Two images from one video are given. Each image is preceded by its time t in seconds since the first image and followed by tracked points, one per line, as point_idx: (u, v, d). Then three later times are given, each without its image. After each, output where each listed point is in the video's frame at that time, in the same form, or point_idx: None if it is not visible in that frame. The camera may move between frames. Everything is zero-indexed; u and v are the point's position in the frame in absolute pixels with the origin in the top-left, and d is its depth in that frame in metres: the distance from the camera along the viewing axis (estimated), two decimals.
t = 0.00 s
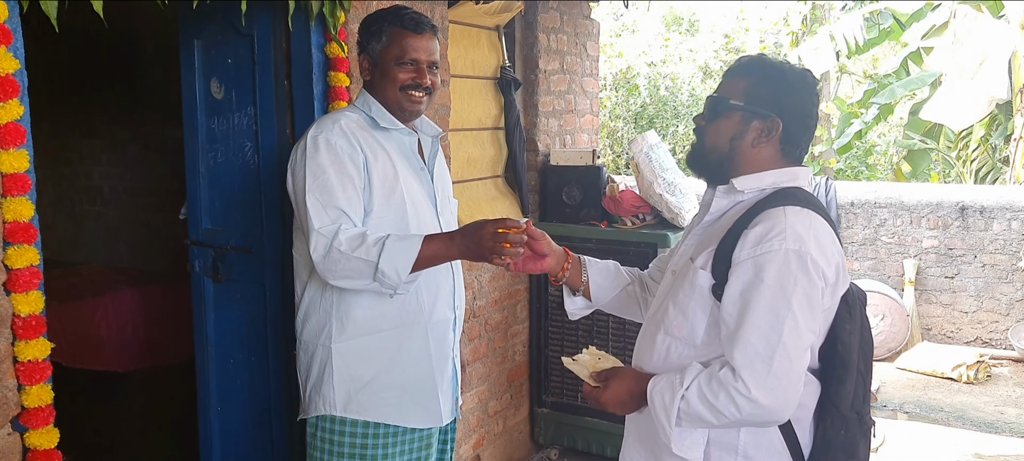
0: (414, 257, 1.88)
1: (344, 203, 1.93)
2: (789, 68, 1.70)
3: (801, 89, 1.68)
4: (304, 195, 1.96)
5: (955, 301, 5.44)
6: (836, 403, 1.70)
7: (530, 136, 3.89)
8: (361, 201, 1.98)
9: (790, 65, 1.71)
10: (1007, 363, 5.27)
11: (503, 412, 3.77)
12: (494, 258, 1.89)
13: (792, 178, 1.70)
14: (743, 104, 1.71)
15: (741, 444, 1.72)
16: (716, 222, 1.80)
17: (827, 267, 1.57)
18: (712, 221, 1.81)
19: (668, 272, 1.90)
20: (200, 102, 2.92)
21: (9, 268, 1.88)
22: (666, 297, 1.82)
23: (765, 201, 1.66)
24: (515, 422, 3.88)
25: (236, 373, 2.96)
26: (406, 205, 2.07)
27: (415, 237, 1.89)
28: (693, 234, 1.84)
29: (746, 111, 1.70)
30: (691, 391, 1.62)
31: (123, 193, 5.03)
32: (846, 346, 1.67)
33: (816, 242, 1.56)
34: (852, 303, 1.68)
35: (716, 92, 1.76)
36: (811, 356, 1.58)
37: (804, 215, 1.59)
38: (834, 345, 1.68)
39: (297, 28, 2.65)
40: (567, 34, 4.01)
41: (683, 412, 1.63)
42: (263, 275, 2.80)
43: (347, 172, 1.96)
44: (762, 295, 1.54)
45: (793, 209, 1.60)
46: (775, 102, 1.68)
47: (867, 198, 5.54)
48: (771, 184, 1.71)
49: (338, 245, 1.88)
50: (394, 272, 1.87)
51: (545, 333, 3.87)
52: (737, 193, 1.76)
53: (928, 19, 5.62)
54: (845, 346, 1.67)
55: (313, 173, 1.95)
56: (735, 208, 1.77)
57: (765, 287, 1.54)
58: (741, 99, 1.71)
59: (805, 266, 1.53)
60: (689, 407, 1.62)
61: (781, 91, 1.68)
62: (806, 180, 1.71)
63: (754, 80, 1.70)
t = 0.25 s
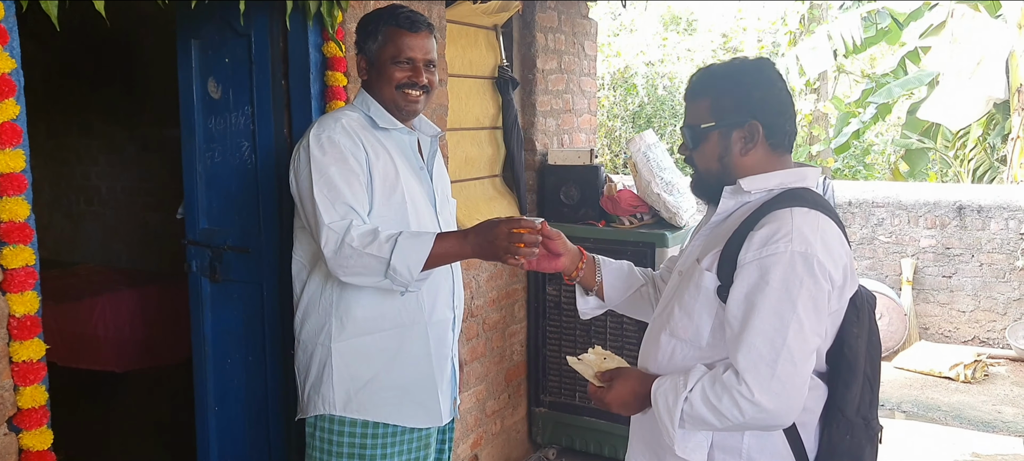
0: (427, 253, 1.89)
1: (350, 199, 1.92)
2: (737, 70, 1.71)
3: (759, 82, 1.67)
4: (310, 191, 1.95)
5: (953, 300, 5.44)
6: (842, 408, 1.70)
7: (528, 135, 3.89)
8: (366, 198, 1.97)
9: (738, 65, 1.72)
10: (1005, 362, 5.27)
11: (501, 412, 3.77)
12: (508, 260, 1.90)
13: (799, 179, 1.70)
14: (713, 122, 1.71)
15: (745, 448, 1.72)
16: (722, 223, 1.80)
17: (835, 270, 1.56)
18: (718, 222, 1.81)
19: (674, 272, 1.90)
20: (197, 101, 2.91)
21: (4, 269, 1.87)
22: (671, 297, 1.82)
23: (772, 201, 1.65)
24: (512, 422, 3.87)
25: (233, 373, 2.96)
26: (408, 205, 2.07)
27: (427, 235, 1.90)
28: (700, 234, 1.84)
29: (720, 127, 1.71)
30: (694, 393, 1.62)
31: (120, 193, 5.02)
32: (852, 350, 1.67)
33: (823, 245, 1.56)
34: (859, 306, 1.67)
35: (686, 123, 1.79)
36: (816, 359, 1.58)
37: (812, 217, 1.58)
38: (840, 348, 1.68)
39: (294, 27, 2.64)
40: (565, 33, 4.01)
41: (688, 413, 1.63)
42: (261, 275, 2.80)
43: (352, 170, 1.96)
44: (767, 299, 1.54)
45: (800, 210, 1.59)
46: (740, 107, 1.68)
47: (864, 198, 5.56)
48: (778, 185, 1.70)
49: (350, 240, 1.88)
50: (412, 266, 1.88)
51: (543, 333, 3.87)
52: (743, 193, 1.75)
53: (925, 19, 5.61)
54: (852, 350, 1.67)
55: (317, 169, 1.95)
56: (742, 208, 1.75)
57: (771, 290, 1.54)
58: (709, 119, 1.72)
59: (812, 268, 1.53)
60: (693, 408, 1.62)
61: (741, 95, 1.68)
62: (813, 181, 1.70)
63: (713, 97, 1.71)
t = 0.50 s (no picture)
0: (437, 253, 1.88)
1: (354, 197, 1.92)
2: (728, 70, 1.72)
3: (752, 78, 1.68)
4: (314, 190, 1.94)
5: (949, 299, 5.44)
6: (847, 415, 1.69)
7: (525, 134, 3.88)
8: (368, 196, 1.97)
9: (728, 65, 1.73)
10: (1001, 361, 5.28)
11: (498, 411, 3.76)
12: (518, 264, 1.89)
13: (802, 179, 1.70)
14: (710, 125, 1.72)
15: (746, 454, 1.72)
16: (724, 224, 1.79)
17: (835, 273, 1.55)
18: (721, 223, 1.80)
19: (679, 275, 1.91)
20: (192, 100, 2.90)
21: None
22: (674, 299, 1.83)
23: (774, 203, 1.64)
24: (509, 420, 3.87)
25: (229, 373, 2.95)
26: (406, 205, 2.07)
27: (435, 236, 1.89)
28: (705, 234, 1.84)
29: (716, 130, 1.72)
30: (693, 400, 1.64)
31: (116, 192, 5.01)
32: (857, 356, 1.66)
33: (824, 247, 1.55)
34: (865, 310, 1.66)
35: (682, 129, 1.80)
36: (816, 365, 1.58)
37: (814, 218, 1.58)
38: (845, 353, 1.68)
39: (290, 26, 2.64)
40: (562, 32, 4.00)
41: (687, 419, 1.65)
42: (258, 274, 2.79)
43: (354, 169, 1.95)
44: (766, 304, 1.54)
45: (801, 212, 1.59)
46: (734, 107, 1.69)
47: (861, 197, 5.56)
48: (780, 186, 1.70)
49: (358, 238, 1.87)
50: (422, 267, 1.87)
51: (540, 332, 3.87)
52: (744, 195, 1.74)
53: (922, 18, 5.69)
54: (857, 355, 1.66)
55: (320, 168, 1.94)
56: (743, 210, 1.75)
57: (770, 294, 1.53)
58: (706, 122, 1.73)
59: (811, 272, 1.52)
60: (692, 415, 1.64)
61: (734, 94, 1.69)
62: (816, 180, 1.70)
63: (706, 101, 1.73)
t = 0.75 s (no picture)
0: (415, 272, 1.87)
1: (345, 199, 1.91)
2: (736, 64, 1.71)
3: (759, 71, 1.67)
4: (304, 192, 1.94)
5: (946, 296, 5.44)
6: (855, 422, 1.68)
7: (522, 131, 3.87)
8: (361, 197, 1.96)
9: (738, 58, 1.72)
10: (998, 357, 5.28)
11: (495, 408, 3.76)
12: (493, 292, 1.83)
13: (812, 176, 1.67)
14: (717, 121, 1.72)
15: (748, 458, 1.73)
16: (733, 222, 1.80)
17: (837, 275, 1.53)
18: (728, 222, 1.82)
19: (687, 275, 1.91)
20: (188, 97, 2.89)
21: None
22: (679, 301, 1.85)
23: (780, 201, 1.64)
24: (506, 418, 3.86)
25: (225, 370, 2.94)
26: (406, 203, 2.05)
27: (416, 256, 1.88)
28: (714, 233, 1.85)
29: (724, 126, 1.71)
30: (690, 403, 1.64)
31: (112, 189, 5.00)
32: (867, 361, 1.65)
33: (827, 247, 1.53)
34: (877, 314, 1.64)
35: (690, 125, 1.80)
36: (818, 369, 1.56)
37: (818, 217, 1.57)
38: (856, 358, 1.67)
39: (286, 22, 2.63)
40: (559, 29, 3.99)
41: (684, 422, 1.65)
42: (254, 272, 2.78)
43: (348, 169, 1.94)
44: (763, 306, 1.53)
45: (805, 211, 1.58)
46: (742, 102, 1.68)
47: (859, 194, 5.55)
48: (788, 183, 1.68)
49: (341, 248, 1.86)
50: (399, 287, 1.87)
51: (537, 329, 3.87)
52: (750, 192, 1.75)
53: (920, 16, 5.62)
54: (867, 360, 1.65)
55: (314, 170, 1.94)
56: (750, 209, 1.75)
57: (768, 295, 1.53)
58: (713, 118, 1.73)
59: (811, 273, 1.51)
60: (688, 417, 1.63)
61: (741, 90, 1.68)
62: (826, 178, 1.67)
63: (713, 96, 1.73)
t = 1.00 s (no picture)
0: (378, 310, 1.90)
1: (327, 204, 1.91)
2: (718, 76, 1.71)
3: (746, 80, 1.68)
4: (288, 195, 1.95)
5: (942, 295, 5.45)
6: (870, 432, 1.67)
7: (518, 129, 3.87)
8: (347, 201, 1.95)
9: (720, 70, 1.72)
10: (993, 356, 5.30)
11: (490, 407, 3.76)
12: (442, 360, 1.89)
13: (812, 179, 1.66)
14: (711, 134, 1.71)
15: None
16: (735, 230, 1.80)
17: (838, 283, 1.52)
18: (732, 229, 1.81)
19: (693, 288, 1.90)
20: (183, 95, 2.89)
21: None
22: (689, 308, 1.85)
23: (779, 209, 1.64)
24: (502, 416, 3.86)
25: (220, 368, 2.94)
26: (400, 202, 2.03)
27: (383, 295, 1.90)
28: (718, 239, 1.84)
29: (718, 139, 1.70)
30: (691, 416, 1.65)
31: (107, 187, 4.98)
32: (879, 367, 1.64)
33: (825, 255, 1.52)
34: (888, 319, 1.64)
35: (683, 144, 1.79)
36: (820, 381, 1.55)
37: (817, 224, 1.56)
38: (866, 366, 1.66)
39: (281, 19, 2.62)
40: (555, 27, 3.99)
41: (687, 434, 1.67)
42: (249, 270, 2.78)
43: (334, 172, 1.94)
44: (761, 317, 1.52)
45: (803, 218, 1.58)
46: (733, 112, 1.67)
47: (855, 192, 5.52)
48: (787, 188, 1.68)
49: (314, 260, 1.89)
50: (356, 322, 1.89)
51: (533, 327, 3.87)
52: (748, 200, 1.74)
53: (915, 14, 5.61)
54: (879, 366, 1.64)
55: (302, 171, 1.94)
56: (750, 216, 1.75)
57: (765, 307, 1.52)
58: (706, 133, 1.72)
59: (808, 283, 1.50)
60: (691, 431, 1.65)
61: (730, 101, 1.68)
62: (826, 181, 1.67)
63: (703, 110, 1.72)
